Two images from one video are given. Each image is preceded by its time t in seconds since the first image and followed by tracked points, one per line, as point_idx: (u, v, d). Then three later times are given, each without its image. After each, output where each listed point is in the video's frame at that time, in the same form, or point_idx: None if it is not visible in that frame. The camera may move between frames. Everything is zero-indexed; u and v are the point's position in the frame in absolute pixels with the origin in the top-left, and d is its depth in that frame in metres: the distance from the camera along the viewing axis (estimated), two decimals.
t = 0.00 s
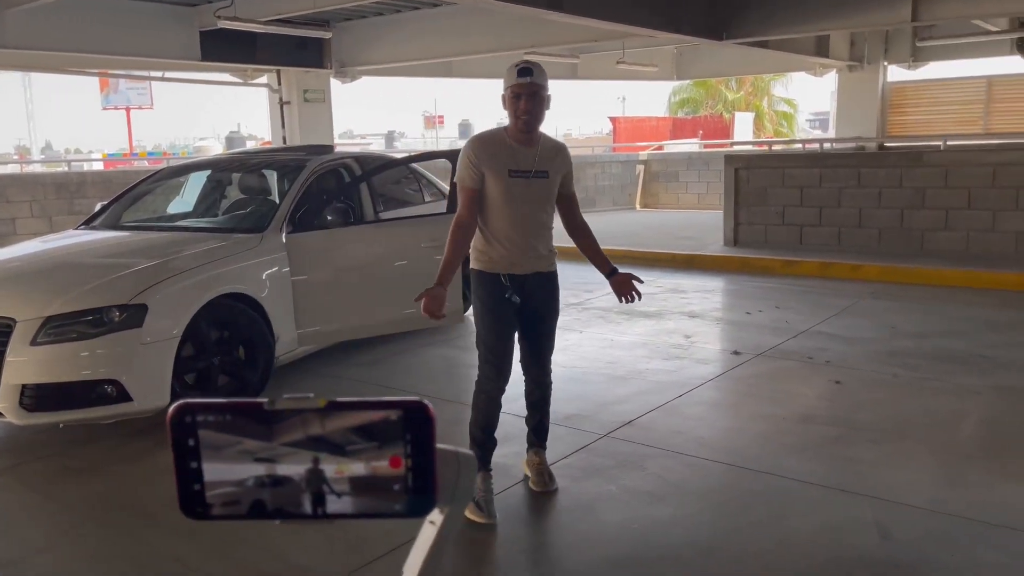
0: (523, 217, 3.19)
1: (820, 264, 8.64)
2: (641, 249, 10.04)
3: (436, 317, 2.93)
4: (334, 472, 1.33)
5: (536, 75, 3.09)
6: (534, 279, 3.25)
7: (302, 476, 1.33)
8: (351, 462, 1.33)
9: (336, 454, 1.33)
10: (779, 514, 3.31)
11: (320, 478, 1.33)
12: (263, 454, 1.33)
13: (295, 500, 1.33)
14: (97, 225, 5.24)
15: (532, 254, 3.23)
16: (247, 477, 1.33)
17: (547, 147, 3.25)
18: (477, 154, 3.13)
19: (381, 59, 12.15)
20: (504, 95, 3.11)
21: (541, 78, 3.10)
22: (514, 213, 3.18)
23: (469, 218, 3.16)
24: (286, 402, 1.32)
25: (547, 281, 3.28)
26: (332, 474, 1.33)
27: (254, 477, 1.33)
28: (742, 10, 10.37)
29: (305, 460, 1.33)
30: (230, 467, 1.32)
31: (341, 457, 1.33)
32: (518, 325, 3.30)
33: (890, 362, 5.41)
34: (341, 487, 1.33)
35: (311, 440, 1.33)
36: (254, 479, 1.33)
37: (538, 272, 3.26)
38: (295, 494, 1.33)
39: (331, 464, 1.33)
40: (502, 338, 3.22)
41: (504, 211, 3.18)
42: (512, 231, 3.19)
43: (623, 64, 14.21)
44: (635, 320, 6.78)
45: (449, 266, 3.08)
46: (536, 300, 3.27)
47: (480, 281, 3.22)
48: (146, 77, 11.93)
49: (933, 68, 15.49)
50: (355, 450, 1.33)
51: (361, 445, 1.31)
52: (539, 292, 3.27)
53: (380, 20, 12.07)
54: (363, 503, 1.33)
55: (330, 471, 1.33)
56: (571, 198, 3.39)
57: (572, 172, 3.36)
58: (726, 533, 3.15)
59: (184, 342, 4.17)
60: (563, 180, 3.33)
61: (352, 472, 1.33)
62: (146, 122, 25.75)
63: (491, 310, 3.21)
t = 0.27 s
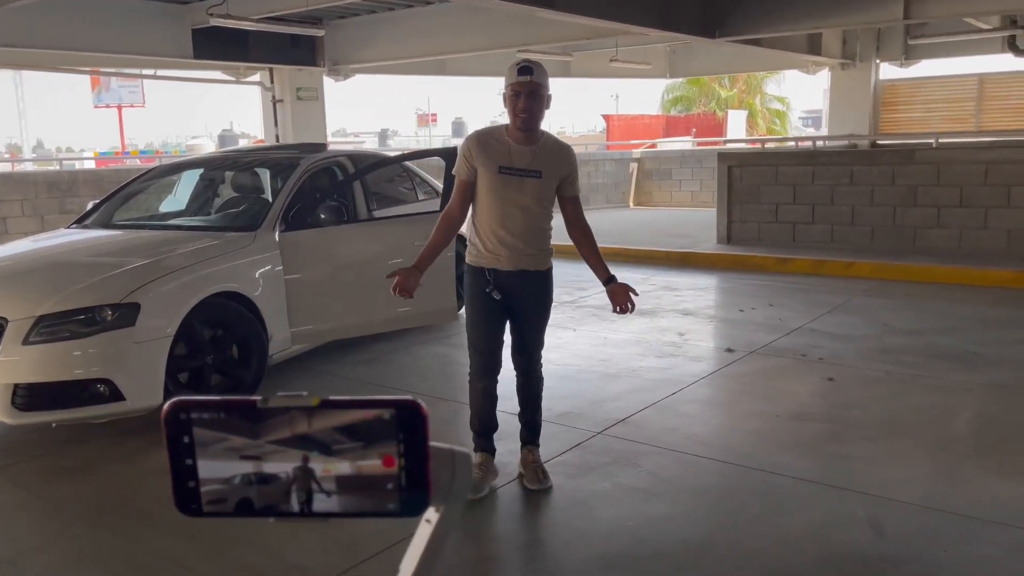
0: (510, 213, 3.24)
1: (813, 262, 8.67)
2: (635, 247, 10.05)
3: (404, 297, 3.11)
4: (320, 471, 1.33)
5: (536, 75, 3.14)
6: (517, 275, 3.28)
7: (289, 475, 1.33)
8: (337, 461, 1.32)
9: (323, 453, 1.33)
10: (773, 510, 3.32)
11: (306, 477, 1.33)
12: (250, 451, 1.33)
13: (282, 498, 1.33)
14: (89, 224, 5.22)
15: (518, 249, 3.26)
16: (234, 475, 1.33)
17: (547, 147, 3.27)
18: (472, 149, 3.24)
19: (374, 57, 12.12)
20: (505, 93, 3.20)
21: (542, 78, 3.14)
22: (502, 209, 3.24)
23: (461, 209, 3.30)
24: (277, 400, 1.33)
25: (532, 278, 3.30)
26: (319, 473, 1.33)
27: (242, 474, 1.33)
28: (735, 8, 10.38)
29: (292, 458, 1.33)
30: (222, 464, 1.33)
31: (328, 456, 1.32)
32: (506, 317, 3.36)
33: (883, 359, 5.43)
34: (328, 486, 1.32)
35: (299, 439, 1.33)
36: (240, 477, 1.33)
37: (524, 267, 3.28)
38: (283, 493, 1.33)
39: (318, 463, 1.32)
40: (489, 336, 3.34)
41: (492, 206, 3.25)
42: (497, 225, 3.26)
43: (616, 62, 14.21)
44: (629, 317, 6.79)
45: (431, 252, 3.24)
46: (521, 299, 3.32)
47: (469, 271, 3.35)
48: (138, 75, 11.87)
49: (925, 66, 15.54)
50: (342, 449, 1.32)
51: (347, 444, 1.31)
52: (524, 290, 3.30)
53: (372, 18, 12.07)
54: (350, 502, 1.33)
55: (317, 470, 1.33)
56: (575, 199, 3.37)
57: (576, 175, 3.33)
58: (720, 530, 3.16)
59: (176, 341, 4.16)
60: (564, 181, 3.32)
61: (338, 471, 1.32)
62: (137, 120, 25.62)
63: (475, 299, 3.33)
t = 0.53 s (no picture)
0: (491, 211, 3.29)
1: (809, 260, 8.69)
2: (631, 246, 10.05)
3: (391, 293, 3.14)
4: (313, 470, 1.32)
5: (517, 72, 3.15)
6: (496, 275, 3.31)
7: (281, 474, 1.32)
8: (330, 460, 1.31)
9: (317, 452, 1.32)
10: (770, 508, 3.32)
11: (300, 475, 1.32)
12: (244, 450, 1.33)
13: (276, 497, 1.33)
14: (85, 224, 5.21)
15: (496, 249, 3.29)
16: (228, 473, 1.33)
17: (530, 144, 3.26)
18: (457, 149, 3.33)
19: (370, 56, 12.11)
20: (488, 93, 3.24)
21: (522, 74, 3.14)
22: (482, 207, 3.30)
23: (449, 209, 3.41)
24: (273, 398, 1.33)
25: (510, 275, 3.31)
26: (312, 472, 1.32)
27: (236, 473, 1.33)
28: (731, 6, 10.39)
29: (284, 457, 1.32)
30: (217, 463, 1.33)
31: (321, 455, 1.32)
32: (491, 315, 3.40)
33: (879, 357, 5.44)
34: (321, 485, 1.32)
35: (291, 437, 1.32)
36: (234, 476, 1.33)
37: (501, 267, 3.30)
38: (276, 492, 1.33)
39: (310, 462, 1.32)
40: (473, 334, 3.41)
41: (474, 204, 3.32)
42: (479, 223, 3.32)
43: (612, 60, 14.21)
44: (626, 316, 6.79)
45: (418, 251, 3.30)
46: (501, 298, 3.33)
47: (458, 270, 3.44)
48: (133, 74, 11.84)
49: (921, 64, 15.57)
50: (335, 448, 1.32)
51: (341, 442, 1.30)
52: (504, 291, 3.32)
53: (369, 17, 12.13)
54: (344, 501, 1.32)
55: (309, 469, 1.32)
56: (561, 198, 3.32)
57: (562, 171, 3.28)
58: (717, 528, 3.16)
59: (173, 340, 4.15)
60: (548, 178, 3.28)
61: (331, 470, 1.31)
62: (133, 119, 25.55)
63: (458, 299, 3.42)
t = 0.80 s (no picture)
0: (460, 211, 3.31)
1: (809, 258, 8.69)
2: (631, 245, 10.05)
3: (377, 300, 3.26)
4: (312, 470, 1.32)
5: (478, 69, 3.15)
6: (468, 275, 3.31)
7: (279, 474, 1.32)
8: (329, 460, 1.32)
9: (316, 452, 1.32)
10: (770, 507, 3.32)
11: (299, 475, 1.32)
12: (243, 449, 1.33)
13: (275, 498, 1.33)
14: (84, 224, 5.21)
15: (466, 249, 3.30)
16: (228, 474, 1.33)
17: (496, 140, 3.25)
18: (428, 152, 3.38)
19: (369, 55, 12.10)
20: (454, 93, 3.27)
21: (483, 71, 3.14)
22: (452, 207, 3.32)
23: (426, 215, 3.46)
24: (271, 398, 1.33)
25: (482, 275, 3.30)
26: (311, 472, 1.32)
27: (234, 473, 1.33)
28: (730, 5, 10.38)
29: (283, 457, 1.32)
30: (217, 465, 1.33)
31: (320, 455, 1.32)
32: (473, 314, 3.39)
33: (879, 355, 5.44)
34: (320, 485, 1.32)
35: (289, 437, 1.32)
36: (232, 476, 1.33)
37: (472, 267, 3.30)
38: (275, 492, 1.33)
39: (309, 462, 1.32)
40: (460, 336, 3.41)
41: (446, 205, 3.35)
42: (451, 224, 3.35)
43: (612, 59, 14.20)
44: (625, 314, 6.79)
45: (400, 259, 3.40)
46: (480, 299, 3.31)
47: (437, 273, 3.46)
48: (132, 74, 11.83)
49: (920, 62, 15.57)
50: (333, 448, 1.32)
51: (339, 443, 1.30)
52: (477, 290, 3.30)
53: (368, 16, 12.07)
54: (342, 501, 1.32)
55: (308, 470, 1.32)
56: (528, 192, 3.26)
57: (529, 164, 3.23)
58: (717, 527, 3.16)
59: (173, 340, 4.15)
60: (515, 172, 3.25)
61: (329, 470, 1.32)
62: (132, 119, 25.54)
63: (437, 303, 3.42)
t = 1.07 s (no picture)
0: (427, 215, 3.31)
1: (812, 258, 8.68)
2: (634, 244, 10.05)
3: (355, 306, 3.26)
4: (313, 471, 1.32)
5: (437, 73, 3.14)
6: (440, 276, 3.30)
7: (281, 475, 1.32)
8: (330, 461, 1.32)
9: (317, 452, 1.32)
10: (773, 507, 3.32)
11: (300, 476, 1.32)
12: (244, 450, 1.33)
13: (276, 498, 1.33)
14: (87, 224, 5.22)
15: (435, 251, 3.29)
16: (229, 474, 1.33)
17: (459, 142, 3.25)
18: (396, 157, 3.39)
19: (372, 55, 12.09)
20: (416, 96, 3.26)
21: (442, 74, 3.13)
22: (420, 211, 3.33)
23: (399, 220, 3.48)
24: (273, 399, 1.33)
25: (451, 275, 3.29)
26: (312, 473, 1.32)
27: (236, 474, 1.33)
28: (733, 5, 10.37)
29: (285, 458, 1.32)
30: (218, 465, 1.33)
31: (321, 455, 1.32)
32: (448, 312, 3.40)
33: (881, 354, 5.43)
34: (322, 485, 1.32)
35: (291, 438, 1.32)
36: (234, 477, 1.34)
37: (442, 269, 3.29)
38: (276, 493, 1.33)
39: (310, 464, 1.32)
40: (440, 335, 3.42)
41: (415, 209, 3.36)
42: (420, 228, 3.35)
43: (615, 58, 14.18)
44: (628, 314, 6.79)
45: (376, 262, 3.41)
46: (456, 300, 3.30)
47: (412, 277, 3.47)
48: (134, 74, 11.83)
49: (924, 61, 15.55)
50: (334, 448, 1.32)
51: (340, 443, 1.31)
52: (447, 289, 3.30)
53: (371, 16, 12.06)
54: (345, 501, 1.32)
55: (309, 470, 1.32)
56: (490, 184, 3.19)
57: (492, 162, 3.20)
58: (719, 526, 3.16)
59: (176, 340, 4.15)
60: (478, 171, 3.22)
61: (330, 470, 1.32)
62: (135, 120, 25.56)
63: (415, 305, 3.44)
